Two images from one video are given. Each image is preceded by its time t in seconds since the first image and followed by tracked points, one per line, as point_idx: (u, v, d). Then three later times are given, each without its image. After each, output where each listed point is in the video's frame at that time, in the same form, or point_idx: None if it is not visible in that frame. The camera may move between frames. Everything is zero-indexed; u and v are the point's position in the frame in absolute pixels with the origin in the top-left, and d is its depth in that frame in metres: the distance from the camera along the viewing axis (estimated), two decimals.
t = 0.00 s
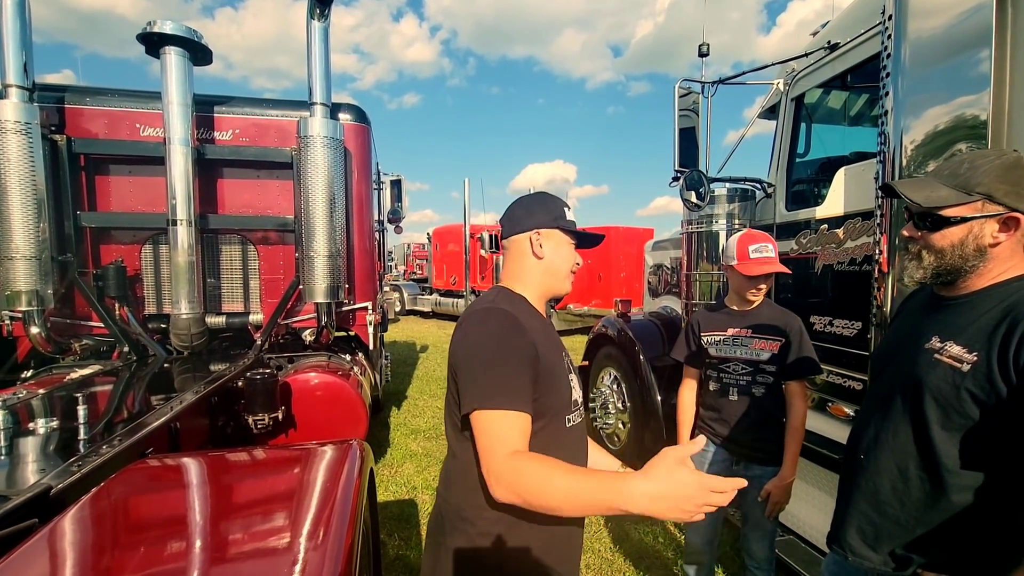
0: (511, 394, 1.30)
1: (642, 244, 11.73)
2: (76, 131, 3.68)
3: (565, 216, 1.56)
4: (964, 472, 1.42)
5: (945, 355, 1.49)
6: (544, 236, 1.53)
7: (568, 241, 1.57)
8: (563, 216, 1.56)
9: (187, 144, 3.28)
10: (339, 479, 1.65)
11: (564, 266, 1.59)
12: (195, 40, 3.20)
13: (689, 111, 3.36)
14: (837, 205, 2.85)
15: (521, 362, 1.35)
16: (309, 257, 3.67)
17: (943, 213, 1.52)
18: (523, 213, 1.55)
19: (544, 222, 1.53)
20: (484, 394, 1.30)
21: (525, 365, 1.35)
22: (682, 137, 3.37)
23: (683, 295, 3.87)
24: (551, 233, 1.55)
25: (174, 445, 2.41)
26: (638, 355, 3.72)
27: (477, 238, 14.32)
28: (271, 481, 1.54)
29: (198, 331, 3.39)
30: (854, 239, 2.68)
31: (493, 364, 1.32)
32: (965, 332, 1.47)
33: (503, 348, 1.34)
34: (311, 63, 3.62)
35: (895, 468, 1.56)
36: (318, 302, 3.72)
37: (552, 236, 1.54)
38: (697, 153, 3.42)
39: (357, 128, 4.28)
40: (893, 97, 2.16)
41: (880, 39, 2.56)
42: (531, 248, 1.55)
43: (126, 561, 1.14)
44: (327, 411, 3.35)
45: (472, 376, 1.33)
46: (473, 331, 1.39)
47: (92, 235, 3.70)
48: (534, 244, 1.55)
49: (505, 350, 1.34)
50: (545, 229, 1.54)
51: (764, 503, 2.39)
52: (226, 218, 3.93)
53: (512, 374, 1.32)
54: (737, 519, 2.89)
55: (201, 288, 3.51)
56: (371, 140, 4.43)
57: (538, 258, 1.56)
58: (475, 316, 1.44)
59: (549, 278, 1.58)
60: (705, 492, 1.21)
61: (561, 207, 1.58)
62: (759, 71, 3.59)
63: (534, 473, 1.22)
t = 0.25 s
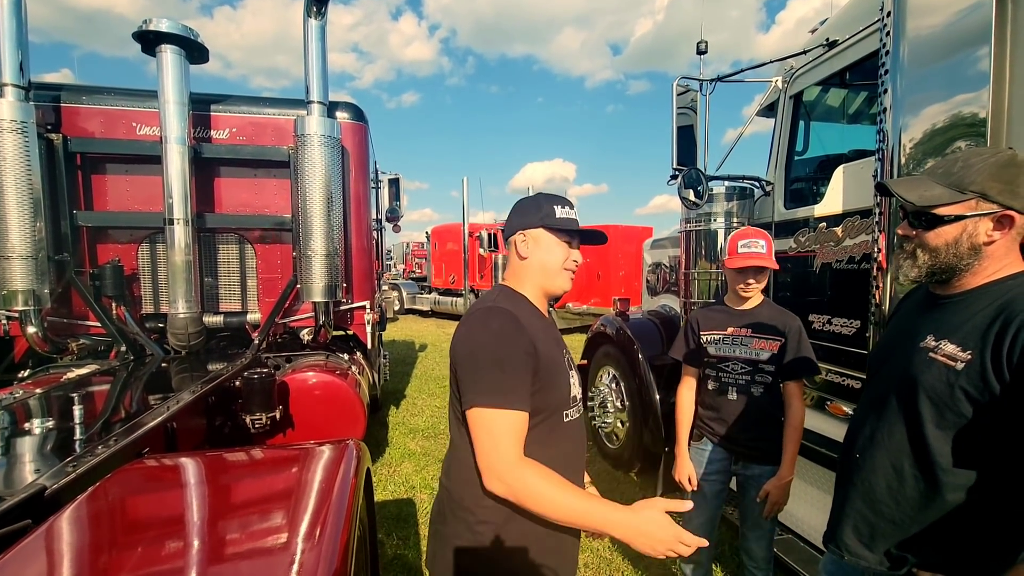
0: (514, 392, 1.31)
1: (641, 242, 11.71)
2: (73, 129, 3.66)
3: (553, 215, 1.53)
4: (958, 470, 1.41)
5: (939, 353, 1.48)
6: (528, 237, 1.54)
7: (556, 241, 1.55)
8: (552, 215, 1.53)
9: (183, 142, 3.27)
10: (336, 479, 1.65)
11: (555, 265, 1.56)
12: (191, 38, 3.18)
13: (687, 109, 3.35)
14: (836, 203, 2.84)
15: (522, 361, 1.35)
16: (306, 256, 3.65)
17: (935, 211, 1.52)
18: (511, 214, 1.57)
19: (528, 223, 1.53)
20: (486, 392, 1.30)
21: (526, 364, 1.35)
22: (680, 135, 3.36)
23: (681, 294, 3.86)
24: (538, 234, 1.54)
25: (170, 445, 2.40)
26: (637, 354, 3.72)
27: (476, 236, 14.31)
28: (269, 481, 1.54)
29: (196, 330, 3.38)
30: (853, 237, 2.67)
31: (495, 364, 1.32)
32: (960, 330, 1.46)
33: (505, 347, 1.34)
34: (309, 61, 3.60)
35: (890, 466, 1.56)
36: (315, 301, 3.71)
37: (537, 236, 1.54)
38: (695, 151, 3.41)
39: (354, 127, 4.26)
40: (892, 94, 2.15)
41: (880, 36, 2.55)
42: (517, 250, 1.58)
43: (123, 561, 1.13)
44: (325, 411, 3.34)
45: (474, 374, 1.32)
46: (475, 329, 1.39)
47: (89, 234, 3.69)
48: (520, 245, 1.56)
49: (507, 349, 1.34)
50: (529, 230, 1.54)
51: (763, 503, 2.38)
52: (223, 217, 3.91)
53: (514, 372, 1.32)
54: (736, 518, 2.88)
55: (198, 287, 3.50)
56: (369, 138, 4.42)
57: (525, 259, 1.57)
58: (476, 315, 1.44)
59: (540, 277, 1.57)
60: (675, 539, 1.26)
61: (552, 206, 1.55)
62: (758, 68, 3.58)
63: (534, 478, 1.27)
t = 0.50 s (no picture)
0: (499, 392, 1.34)
1: (641, 242, 11.71)
2: (71, 129, 3.66)
3: (552, 218, 1.53)
4: (956, 471, 1.41)
5: (938, 354, 1.48)
6: (526, 242, 1.55)
7: (555, 244, 1.55)
8: (550, 219, 1.53)
9: (182, 142, 3.26)
10: (335, 479, 1.64)
11: (554, 267, 1.56)
12: (190, 38, 3.18)
13: (687, 108, 3.35)
14: (836, 202, 2.83)
15: (509, 362, 1.38)
16: (306, 256, 3.65)
17: (933, 211, 1.52)
18: (510, 219, 1.58)
19: (527, 228, 1.53)
20: (473, 392, 1.34)
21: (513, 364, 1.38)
22: (680, 134, 3.36)
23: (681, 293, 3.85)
24: (536, 238, 1.54)
25: (168, 445, 2.40)
26: (637, 354, 3.71)
27: (476, 236, 14.31)
28: (268, 481, 1.53)
29: (195, 330, 3.38)
30: (853, 237, 2.67)
31: (482, 365, 1.36)
32: (958, 331, 1.46)
33: (492, 346, 1.37)
34: (308, 61, 3.60)
35: (889, 467, 1.55)
36: (315, 301, 3.70)
37: (534, 241, 1.54)
38: (695, 151, 3.40)
39: (354, 126, 4.26)
40: (892, 94, 2.14)
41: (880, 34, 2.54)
42: (517, 255, 1.59)
43: (122, 561, 1.13)
44: (325, 411, 3.34)
45: (462, 375, 1.36)
46: (464, 329, 1.42)
47: (88, 235, 3.68)
48: (520, 250, 1.57)
49: (493, 349, 1.37)
50: (528, 234, 1.54)
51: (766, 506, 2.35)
52: (223, 217, 3.91)
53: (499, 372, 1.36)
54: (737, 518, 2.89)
55: (197, 287, 3.50)
56: (368, 138, 4.42)
57: (524, 264, 1.58)
58: (468, 316, 1.47)
59: (541, 281, 1.57)
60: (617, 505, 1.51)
61: (550, 209, 1.55)
62: (758, 67, 3.58)
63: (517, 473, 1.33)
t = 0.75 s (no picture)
0: (484, 386, 1.37)
1: (642, 241, 11.70)
2: (72, 129, 3.66)
3: (541, 220, 1.53)
4: (959, 471, 1.40)
5: (939, 354, 1.48)
6: (515, 243, 1.56)
7: (546, 246, 1.54)
8: (540, 220, 1.53)
9: (182, 141, 3.26)
10: (336, 480, 1.64)
11: (546, 269, 1.56)
12: (191, 37, 3.18)
13: (688, 108, 3.34)
14: (837, 202, 2.83)
15: (491, 360, 1.41)
16: (306, 256, 3.65)
17: (936, 210, 1.51)
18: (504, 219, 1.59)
19: (516, 230, 1.54)
20: (461, 388, 1.37)
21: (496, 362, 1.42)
22: (681, 134, 3.35)
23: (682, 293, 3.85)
24: (525, 239, 1.55)
25: (168, 444, 2.39)
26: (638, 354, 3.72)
27: (477, 235, 14.31)
28: (269, 481, 1.53)
29: (196, 330, 3.37)
30: (854, 237, 2.67)
31: (466, 362, 1.39)
32: (959, 331, 1.46)
33: (475, 345, 1.42)
34: (309, 60, 3.60)
35: (891, 468, 1.55)
36: (315, 301, 3.70)
37: (523, 242, 1.54)
38: (696, 150, 3.40)
39: (354, 126, 4.26)
40: (893, 94, 2.14)
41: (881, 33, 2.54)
42: (510, 256, 1.60)
43: (123, 560, 1.13)
44: (326, 411, 3.34)
45: (451, 373, 1.40)
46: (453, 332, 1.46)
47: (88, 234, 3.68)
48: (512, 252, 1.59)
49: (478, 348, 1.41)
50: (518, 236, 1.55)
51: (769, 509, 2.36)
52: (223, 217, 3.91)
53: (483, 369, 1.40)
54: (739, 519, 2.89)
55: (198, 286, 3.50)
56: (369, 137, 4.42)
57: (516, 265, 1.59)
58: (458, 319, 1.51)
59: (532, 283, 1.58)
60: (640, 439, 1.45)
61: (541, 211, 1.54)
62: (759, 67, 3.57)
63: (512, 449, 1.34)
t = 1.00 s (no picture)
0: (493, 379, 1.36)
1: (642, 245, 11.71)
2: (74, 133, 3.67)
3: (536, 220, 1.54)
4: (961, 475, 1.40)
5: (940, 357, 1.48)
6: (514, 247, 1.55)
7: (542, 244, 1.55)
8: (534, 220, 1.54)
9: (184, 145, 3.27)
10: (335, 484, 1.64)
11: (547, 268, 1.56)
12: (193, 42, 3.19)
13: (688, 112, 3.35)
14: (837, 205, 2.83)
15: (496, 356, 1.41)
16: (307, 259, 3.65)
17: (938, 214, 1.51)
18: (496, 228, 1.58)
19: (512, 235, 1.54)
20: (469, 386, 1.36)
21: (502, 357, 1.41)
22: (681, 138, 3.36)
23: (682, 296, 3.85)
24: (523, 242, 1.54)
25: (168, 448, 2.39)
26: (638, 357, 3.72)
27: (477, 239, 14.33)
28: (269, 485, 1.53)
29: (196, 333, 3.37)
30: (854, 241, 2.67)
31: (472, 360, 1.39)
32: (960, 334, 1.46)
33: (478, 343, 1.42)
34: (310, 65, 3.61)
35: (892, 471, 1.54)
36: (316, 304, 3.70)
37: (523, 245, 1.54)
38: (696, 154, 3.40)
39: (355, 130, 4.27)
40: (893, 98, 2.14)
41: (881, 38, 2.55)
42: (508, 264, 1.58)
43: (123, 565, 1.13)
44: (326, 414, 3.33)
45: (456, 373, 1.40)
46: (456, 333, 1.47)
47: (89, 238, 3.69)
48: (509, 258, 1.57)
49: (480, 346, 1.42)
50: (516, 240, 1.54)
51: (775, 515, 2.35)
52: (224, 220, 3.91)
53: (489, 364, 1.38)
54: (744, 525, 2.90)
55: (198, 290, 3.50)
56: (369, 141, 4.43)
57: (517, 270, 1.58)
58: (459, 321, 1.52)
59: (535, 285, 1.57)
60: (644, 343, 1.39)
61: (532, 211, 1.55)
62: (759, 71, 3.58)
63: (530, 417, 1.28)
